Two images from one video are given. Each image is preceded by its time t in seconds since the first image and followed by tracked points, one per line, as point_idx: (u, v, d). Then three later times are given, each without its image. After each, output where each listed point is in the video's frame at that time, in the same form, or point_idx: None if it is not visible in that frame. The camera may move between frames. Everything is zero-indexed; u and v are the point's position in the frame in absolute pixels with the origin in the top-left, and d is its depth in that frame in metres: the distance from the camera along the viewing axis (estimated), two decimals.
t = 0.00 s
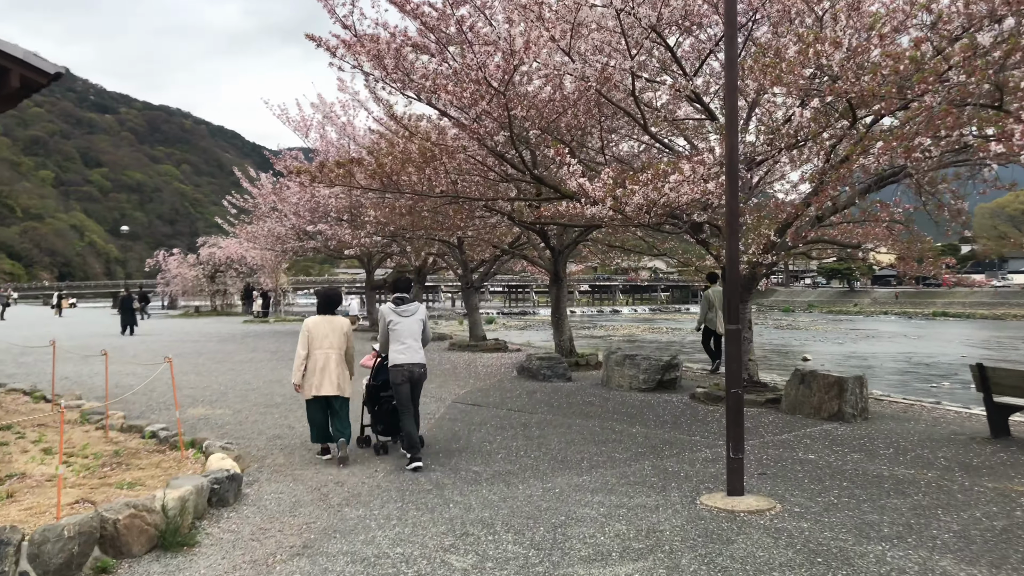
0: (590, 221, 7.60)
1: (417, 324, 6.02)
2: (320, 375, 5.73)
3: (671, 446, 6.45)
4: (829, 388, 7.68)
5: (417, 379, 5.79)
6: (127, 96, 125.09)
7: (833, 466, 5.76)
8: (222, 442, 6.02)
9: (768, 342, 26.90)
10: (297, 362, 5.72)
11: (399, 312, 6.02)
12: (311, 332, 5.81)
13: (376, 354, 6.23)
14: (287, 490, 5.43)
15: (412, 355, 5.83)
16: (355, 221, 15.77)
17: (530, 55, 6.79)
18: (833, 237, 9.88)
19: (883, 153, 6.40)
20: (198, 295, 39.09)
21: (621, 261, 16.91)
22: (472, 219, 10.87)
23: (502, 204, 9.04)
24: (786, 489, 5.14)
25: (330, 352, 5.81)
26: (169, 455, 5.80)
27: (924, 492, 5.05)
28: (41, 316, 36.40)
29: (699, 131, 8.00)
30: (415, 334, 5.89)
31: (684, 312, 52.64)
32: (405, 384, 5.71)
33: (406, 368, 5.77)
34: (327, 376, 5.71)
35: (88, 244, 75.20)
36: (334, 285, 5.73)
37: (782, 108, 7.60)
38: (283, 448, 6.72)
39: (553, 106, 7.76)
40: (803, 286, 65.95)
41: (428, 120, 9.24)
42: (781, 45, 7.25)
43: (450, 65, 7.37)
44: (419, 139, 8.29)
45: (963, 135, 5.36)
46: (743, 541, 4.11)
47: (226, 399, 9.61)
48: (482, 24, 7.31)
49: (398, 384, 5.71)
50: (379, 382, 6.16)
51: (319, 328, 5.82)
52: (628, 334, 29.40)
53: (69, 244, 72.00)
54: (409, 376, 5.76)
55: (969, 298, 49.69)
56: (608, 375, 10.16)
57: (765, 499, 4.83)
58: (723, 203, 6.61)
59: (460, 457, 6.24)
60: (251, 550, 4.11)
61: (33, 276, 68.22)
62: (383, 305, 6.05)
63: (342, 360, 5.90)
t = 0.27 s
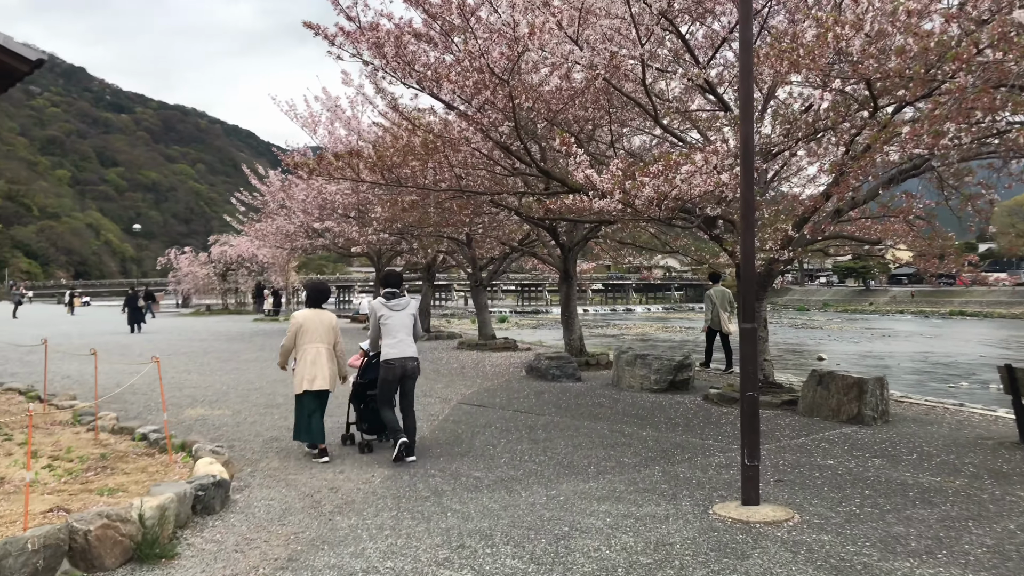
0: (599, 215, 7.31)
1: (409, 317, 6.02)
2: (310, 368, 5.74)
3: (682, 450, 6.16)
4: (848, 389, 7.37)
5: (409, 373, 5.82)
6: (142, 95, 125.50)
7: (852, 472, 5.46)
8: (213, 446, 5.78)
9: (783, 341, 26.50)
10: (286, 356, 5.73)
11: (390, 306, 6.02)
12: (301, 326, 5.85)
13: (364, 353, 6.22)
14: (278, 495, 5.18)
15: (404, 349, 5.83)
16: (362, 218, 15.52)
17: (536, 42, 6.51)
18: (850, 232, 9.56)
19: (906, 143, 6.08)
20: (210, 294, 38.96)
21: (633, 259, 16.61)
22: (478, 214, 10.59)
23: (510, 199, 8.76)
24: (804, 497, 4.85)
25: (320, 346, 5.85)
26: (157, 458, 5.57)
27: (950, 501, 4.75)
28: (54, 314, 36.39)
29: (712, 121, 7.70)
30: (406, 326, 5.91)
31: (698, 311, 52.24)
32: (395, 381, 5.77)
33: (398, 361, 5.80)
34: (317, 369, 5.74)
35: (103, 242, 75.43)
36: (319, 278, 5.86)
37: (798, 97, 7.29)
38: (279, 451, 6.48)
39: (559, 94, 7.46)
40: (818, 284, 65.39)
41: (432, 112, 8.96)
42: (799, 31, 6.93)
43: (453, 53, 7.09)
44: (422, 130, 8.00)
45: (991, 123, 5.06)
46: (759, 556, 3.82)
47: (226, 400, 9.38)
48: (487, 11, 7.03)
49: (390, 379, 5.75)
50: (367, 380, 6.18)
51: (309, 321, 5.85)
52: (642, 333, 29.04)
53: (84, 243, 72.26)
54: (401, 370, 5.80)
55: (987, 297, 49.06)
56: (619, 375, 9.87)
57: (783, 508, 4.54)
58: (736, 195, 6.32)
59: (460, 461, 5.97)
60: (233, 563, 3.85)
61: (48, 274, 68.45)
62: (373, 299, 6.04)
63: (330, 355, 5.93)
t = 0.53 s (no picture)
0: (608, 214, 7.01)
1: (395, 324, 5.91)
2: (299, 371, 5.78)
3: (695, 461, 5.86)
4: (868, 395, 7.06)
5: (395, 380, 5.69)
6: (153, 94, 125.78)
7: (876, 486, 5.14)
8: (202, 455, 5.51)
9: (796, 341, 26.10)
10: (271, 359, 5.76)
11: (375, 313, 5.91)
12: (289, 330, 5.87)
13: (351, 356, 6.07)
14: (267, 509, 4.91)
15: (390, 356, 5.72)
16: (367, 217, 15.26)
17: (541, 30, 6.22)
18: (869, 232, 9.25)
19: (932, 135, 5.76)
20: (219, 293, 38.81)
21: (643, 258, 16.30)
22: (483, 212, 10.31)
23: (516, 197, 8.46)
24: (826, 514, 4.54)
25: (305, 349, 5.88)
26: (143, 468, 5.30)
27: (983, 519, 4.44)
28: (63, 313, 36.32)
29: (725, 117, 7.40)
30: (391, 334, 5.80)
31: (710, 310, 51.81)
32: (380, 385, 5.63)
33: (383, 369, 5.68)
34: (307, 372, 5.79)
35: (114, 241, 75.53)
36: (306, 282, 5.88)
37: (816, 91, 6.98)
38: (273, 460, 6.21)
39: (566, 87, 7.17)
40: (830, 283, 64.83)
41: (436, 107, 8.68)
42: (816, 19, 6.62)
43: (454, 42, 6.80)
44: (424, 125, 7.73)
45: None
46: None
47: (225, 405, 9.13)
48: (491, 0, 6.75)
49: (374, 386, 5.65)
50: (355, 383, 6.06)
51: (296, 325, 5.88)
52: (653, 333, 28.67)
53: (96, 241, 72.38)
54: (386, 378, 5.67)
55: (1003, 296, 48.44)
56: (628, 379, 9.57)
57: (804, 528, 4.23)
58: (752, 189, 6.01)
59: (461, 471, 5.70)
60: None
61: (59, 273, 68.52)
62: (357, 307, 5.95)
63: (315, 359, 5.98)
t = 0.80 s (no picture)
0: (614, 209, 6.72)
1: (377, 321, 5.87)
2: (280, 372, 5.62)
3: (706, 468, 5.57)
4: (885, 398, 6.76)
5: (374, 380, 5.68)
6: (164, 94, 126.00)
7: (897, 496, 4.84)
8: (187, 462, 5.26)
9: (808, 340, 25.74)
10: (253, 360, 5.52)
11: (358, 309, 5.85)
12: (270, 328, 5.65)
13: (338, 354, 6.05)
14: (253, 518, 4.66)
15: (370, 355, 5.70)
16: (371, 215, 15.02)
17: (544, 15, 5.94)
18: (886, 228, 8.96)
19: (956, 125, 5.47)
20: (227, 293, 38.65)
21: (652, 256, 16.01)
22: (488, 209, 10.04)
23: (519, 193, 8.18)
24: (845, 527, 4.25)
25: (286, 348, 5.71)
26: (124, 475, 5.05)
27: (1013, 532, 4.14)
28: (72, 313, 36.24)
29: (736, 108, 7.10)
30: (372, 332, 5.77)
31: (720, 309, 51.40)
32: (360, 387, 5.64)
33: (362, 368, 5.66)
34: (288, 373, 5.64)
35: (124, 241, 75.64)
36: (290, 280, 5.70)
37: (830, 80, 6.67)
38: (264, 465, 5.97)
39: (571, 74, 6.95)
40: (842, 282, 64.28)
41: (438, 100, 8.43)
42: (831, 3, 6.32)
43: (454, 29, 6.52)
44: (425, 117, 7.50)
45: None
46: None
47: (221, 407, 8.88)
48: None
49: (353, 385, 5.64)
50: (339, 382, 6.05)
51: (278, 323, 5.67)
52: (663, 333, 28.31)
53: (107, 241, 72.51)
54: (366, 378, 5.66)
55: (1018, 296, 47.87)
56: (636, 381, 9.28)
57: (822, 542, 3.94)
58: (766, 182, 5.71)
59: (458, 477, 5.44)
60: None
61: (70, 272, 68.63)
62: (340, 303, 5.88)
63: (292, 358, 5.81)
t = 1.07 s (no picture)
0: (623, 207, 6.41)
1: (365, 326, 5.71)
2: (244, 374, 5.46)
3: (721, 480, 5.26)
4: (907, 406, 6.44)
5: (363, 384, 5.51)
6: (172, 94, 126.00)
7: (927, 513, 4.53)
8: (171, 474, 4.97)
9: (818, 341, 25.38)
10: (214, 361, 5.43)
11: (346, 313, 5.69)
12: (236, 330, 5.55)
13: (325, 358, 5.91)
14: (238, 535, 4.37)
15: (358, 359, 5.53)
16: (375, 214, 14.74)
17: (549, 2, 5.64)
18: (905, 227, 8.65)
19: (988, 116, 5.13)
20: (233, 292, 38.42)
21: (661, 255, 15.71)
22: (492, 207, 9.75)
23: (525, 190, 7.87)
24: (875, 550, 3.93)
25: (254, 350, 5.56)
26: (103, 489, 4.77)
27: None
28: (79, 313, 36.05)
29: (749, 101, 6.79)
30: (360, 337, 5.61)
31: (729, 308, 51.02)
32: (348, 390, 5.44)
33: (350, 373, 5.48)
34: (253, 375, 5.46)
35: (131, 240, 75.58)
36: (256, 282, 5.65)
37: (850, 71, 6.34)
38: (255, 476, 5.69)
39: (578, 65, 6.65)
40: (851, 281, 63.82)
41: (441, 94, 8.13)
42: None
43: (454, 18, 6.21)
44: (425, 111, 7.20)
45: None
46: None
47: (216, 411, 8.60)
48: None
49: (342, 389, 5.44)
50: (327, 385, 5.90)
51: (245, 325, 5.56)
52: (671, 333, 27.95)
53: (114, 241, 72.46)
54: (354, 382, 5.49)
55: None
56: (646, 385, 8.98)
57: (851, 567, 3.63)
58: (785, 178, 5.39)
59: (457, 490, 5.14)
60: None
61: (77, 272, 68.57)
62: (328, 307, 5.72)
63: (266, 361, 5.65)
